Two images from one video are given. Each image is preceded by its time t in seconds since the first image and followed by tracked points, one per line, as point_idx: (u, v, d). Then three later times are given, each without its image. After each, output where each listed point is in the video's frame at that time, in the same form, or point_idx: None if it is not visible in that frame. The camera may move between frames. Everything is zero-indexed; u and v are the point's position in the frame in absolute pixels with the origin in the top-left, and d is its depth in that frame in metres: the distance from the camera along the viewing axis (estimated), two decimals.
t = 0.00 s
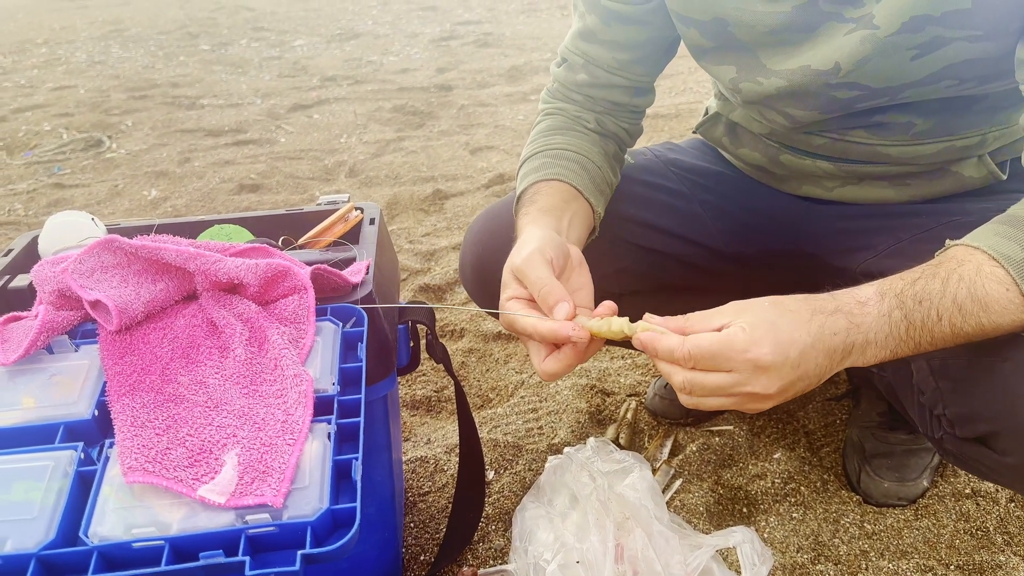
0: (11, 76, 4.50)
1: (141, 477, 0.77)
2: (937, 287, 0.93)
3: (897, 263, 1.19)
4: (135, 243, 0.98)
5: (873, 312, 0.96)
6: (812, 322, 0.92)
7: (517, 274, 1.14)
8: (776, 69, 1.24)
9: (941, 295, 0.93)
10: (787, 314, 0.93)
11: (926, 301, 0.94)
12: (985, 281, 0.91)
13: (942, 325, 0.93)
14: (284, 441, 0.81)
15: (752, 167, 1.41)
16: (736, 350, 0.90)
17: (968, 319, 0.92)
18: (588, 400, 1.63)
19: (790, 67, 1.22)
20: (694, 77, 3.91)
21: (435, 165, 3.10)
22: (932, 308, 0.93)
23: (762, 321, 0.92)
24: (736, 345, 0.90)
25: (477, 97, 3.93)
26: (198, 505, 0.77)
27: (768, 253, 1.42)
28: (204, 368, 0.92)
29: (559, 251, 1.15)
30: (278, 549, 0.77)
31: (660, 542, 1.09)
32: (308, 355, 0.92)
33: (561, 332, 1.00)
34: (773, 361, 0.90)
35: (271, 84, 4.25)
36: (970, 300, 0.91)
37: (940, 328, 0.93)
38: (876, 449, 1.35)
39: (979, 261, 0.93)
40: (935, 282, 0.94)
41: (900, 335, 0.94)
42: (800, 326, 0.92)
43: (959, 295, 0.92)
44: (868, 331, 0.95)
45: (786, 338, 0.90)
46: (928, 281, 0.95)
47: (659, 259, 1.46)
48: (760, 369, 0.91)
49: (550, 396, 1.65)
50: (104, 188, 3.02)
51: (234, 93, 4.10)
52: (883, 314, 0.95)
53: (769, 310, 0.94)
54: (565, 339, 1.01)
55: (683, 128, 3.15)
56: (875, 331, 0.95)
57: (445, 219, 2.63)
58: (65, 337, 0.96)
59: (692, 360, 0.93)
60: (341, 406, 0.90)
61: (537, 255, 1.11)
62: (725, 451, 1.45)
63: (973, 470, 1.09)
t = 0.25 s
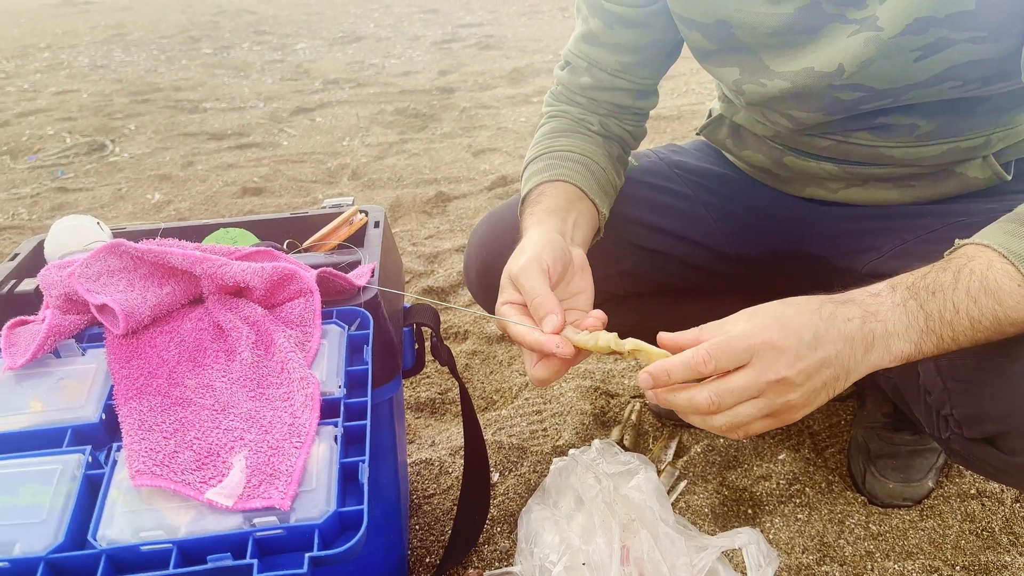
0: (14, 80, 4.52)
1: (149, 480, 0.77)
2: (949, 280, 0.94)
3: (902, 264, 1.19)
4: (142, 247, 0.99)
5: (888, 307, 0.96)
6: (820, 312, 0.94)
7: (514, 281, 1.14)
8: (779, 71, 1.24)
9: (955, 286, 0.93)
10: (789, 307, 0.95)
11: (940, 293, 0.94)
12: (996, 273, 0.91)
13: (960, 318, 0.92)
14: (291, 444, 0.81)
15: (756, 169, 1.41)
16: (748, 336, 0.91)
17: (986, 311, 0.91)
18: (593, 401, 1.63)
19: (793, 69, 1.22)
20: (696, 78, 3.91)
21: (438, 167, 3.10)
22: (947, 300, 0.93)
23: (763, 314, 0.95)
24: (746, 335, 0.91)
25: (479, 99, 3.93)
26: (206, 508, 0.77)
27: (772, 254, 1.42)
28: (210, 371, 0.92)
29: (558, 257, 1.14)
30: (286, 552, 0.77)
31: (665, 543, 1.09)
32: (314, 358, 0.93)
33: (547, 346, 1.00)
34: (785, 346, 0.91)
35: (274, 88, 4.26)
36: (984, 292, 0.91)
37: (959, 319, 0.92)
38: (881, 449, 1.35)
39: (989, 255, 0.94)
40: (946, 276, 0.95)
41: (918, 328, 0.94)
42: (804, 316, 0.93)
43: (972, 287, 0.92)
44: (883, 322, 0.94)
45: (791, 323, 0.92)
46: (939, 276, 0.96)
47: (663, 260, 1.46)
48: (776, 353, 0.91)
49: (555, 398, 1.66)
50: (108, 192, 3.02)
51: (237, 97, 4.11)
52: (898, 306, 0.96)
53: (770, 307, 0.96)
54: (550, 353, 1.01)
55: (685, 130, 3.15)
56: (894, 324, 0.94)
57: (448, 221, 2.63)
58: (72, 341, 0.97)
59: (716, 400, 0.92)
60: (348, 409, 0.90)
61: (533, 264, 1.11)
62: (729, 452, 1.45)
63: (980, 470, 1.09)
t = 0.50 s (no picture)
0: (15, 84, 4.52)
1: (148, 485, 0.77)
2: (947, 283, 0.94)
3: (901, 266, 1.19)
4: (140, 251, 0.99)
5: (887, 311, 0.96)
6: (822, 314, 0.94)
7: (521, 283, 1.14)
8: (778, 72, 1.24)
9: (953, 290, 0.93)
10: (799, 306, 0.95)
11: (938, 297, 0.93)
12: (995, 277, 0.90)
13: (957, 322, 0.92)
14: (289, 449, 0.81)
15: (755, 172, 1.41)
16: (750, 334, 0.92)
17: (983, 315, 0.91)
18: (593, 404, 1.63)
19: (793, 70, 1.22)
20: (696, 80, 3.91)
21: (438, 170, 3.10)
22: (944, 304, 0.93)
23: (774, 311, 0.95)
24: (749, 330, 0.92)
25: (479, 102, 3.94)
26: (204, 513, 0.77)
27: (772, 256, 1.42)
28: (209, 376, 0.92)
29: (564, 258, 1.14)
30: (284, 557, 0.77)
31: (665, 547, 1.08)
32: (312, 362, 0.93)
33: (560, 348, 1.00)
34: (789, 345, 0.91)
35: (274, 91, 4.27)
36: (982, 296, 0.91)
37: (956, 324, 0.92)
38: (881, 452, 1.35)
39: (989, 258, 0.93)
40: (945, 279, 0.94)
41: (915, 331, 0.94)
42: (812, 316, 0.93)
43: (970, 290, 0.91)
44: (881, 326, 0.94)
45: (801, 324, 0.92)
46: (938, 279, 0.95)
47: (662, 263, 1.45)
48: (778, 351, 0.91)
49: (555, 401, 1.65)
50: (108, 195, 3.03)
51: (237, 100, 4.11)
52: (896, 310, 0.95)
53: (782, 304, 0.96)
54: (562, 354, 1.01)
55: (685, 132, 3.15)
56: (891, 328, 0.94)
57: (448, 224, 2.63)
58: (71, 346, 0.97)
59: (710, 386, 0.94)
60: (346, 413, 0.90)
61: (540, 266, 1.10)
62: (730, 455, 1.45)
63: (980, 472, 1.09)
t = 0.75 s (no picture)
0: (16, 88, 4.54)
1: (149, 489, 0.77)
2: (950, 291, 0.93)
3: (902, 269, 1.19)
4: (142, 254, 0.99)
5: (889, 319, 0.95)
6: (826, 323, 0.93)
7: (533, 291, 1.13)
8: (779, 74, 1.24)
9: (955, 297, 0.92)
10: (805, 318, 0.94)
11: (940, 305, 0.93)
12: (998, 284, 0.90)
13: (957, 328, 0.93)
14: (291, 453, 0.81)
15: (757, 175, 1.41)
16: (757, 352, 0.91)
17: (984, 322, 0.91)
18: (594, 407, 1.63)
19: (793, 71, 1.22)
20: (697, 84, 3.91)
21: (439, 173, 3.11)
22: (947, 311, 0.92)
23: (781, 324, 0.93)
24: (756, 347, 0.91)
25: (480, 105, 3.94)
26: (206, 517, 0.77)
27: (773, 259, 1.42)
28: (210, 379, 0.92)
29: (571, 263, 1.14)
30: (285, 560, 0.76)
31: (667, 550, 1.08)
32: (314, 366, 0.92)
33: (578, 349, 1.00)
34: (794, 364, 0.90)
35: (275, 95, 4.27)
36: (984, 303, 0.91)
37: (956, 330, 0.93)
38: (883, 455, 1.35)
39: (990, 264, 0.93)
40: (948, 286, 0.94)
41: (915, 337, 0.94)
42: (819, 330, 0.92)
43: (973, 297, 0.91)
44: (882, 329, 0.94)
45: (807, 342, 0.91)
46: (941, 285, 0.95)
47: (663, 266, 1.45)
48: (781, 375, 0.91)
49: (556, 405, 1.65)
50: (109, 199, 3.03)
51: (238, 104, 4.12)
52: (899, 317, 0.95)
53: (787, 315, 0.95)
54: (582, 355, 1.00)
55: (686, 135, 3.16)
56: (893, 335, 0.94)
57: (449, 227, 2.63)
58: (73, 350, 0.97)
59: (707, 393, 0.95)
60: (348, 416, 0.90)
61: (548, 273, 1.11)
62: (732, 458, 1.45)
63: (982, 474, 1.09)
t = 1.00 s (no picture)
0: (17, 92, 4.54)
1: (149, 492, 0.77)
2: (944, 308, 0.93)
3: (902, 271, 1.19)
4: (143, 257, 0.99)
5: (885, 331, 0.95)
6: (827, 352, 0.92)
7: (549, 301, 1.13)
8: (779, 75, 1.24)
9: (947, 311, 0.93)
10: (816, 352, 0.92)
11: (934, 325, 0.94)
12: (989, 294, 0.91)
13: (945, 340, 0.95)
14: (291, 456, 0.81)
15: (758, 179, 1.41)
16: (771, 398, 0.89)
17: (972, 335, 0.94)
18: (595, 411, 1.63)
19: (793, 73, 1.22)
20: (697, 87, 3.92)
21: (439, 177, 3.11)
22: (940, 329, 0.94)
23: (796, 362, 0.91)
24: (771, 391, 0.89)
25: (480, 108, 3.95)
26: (206, 521, 0.77)
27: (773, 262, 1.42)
28: (211, 383, 0.92)
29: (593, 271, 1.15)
30: (285, 564, 0.76)
31: (668, 553, 1.08)
32: (314, 369, 0.92)
33: (594, 365, 0.99)
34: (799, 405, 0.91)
35: (275, 98, 4.28)
36: (976, 316, 0.92)
37: (943, 343, 0.95)
38: (884, 458, 1.35)
39: (982, 273, 0.93)
40: (941, 303, 0.93)
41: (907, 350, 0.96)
42: (824, 365, 0.92)
43: (965, 312, 0.92)
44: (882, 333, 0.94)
45: (814, 384, 0.91)
46: (934, 301, 0.94)
47: (664, 269, 1.45)
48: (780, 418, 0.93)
49: (556, 408, 1.65)
50: (109, 202, 3.03)
51: (239, 107, 4.13)
52: (894, 336, 0.95)
53: (801, 346, 0.92)
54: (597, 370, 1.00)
55: (686, 138, 3.16)
56: (888, 352, 0.96)
57: (449, 231, 2.63)
58: (73, 353, 0.97)
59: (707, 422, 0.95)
60: (348, 420, 0.90)
61: (568, 282, 1.10)
62: (732, 461, 1.45)
63: (983, 477, 1.09)
